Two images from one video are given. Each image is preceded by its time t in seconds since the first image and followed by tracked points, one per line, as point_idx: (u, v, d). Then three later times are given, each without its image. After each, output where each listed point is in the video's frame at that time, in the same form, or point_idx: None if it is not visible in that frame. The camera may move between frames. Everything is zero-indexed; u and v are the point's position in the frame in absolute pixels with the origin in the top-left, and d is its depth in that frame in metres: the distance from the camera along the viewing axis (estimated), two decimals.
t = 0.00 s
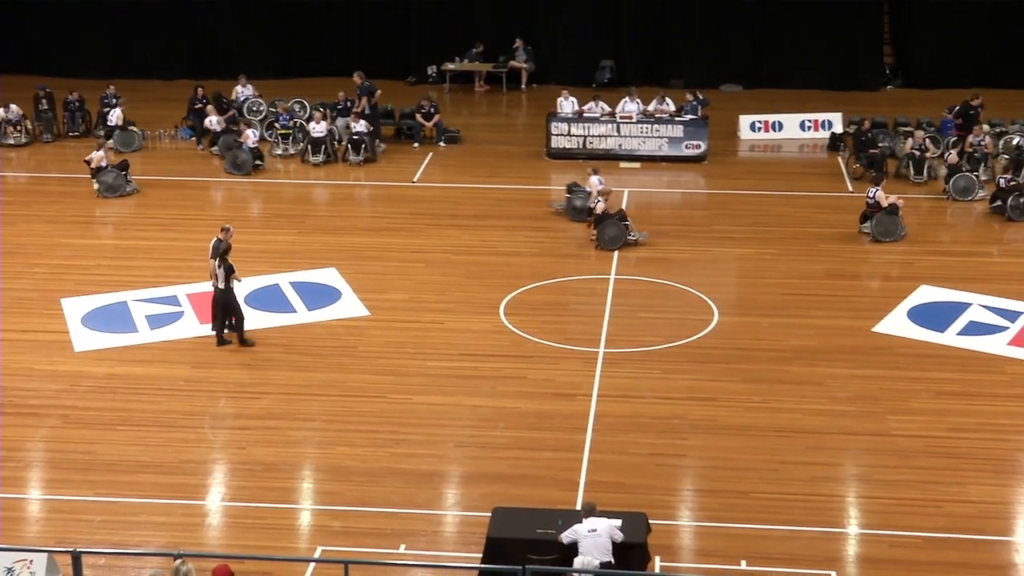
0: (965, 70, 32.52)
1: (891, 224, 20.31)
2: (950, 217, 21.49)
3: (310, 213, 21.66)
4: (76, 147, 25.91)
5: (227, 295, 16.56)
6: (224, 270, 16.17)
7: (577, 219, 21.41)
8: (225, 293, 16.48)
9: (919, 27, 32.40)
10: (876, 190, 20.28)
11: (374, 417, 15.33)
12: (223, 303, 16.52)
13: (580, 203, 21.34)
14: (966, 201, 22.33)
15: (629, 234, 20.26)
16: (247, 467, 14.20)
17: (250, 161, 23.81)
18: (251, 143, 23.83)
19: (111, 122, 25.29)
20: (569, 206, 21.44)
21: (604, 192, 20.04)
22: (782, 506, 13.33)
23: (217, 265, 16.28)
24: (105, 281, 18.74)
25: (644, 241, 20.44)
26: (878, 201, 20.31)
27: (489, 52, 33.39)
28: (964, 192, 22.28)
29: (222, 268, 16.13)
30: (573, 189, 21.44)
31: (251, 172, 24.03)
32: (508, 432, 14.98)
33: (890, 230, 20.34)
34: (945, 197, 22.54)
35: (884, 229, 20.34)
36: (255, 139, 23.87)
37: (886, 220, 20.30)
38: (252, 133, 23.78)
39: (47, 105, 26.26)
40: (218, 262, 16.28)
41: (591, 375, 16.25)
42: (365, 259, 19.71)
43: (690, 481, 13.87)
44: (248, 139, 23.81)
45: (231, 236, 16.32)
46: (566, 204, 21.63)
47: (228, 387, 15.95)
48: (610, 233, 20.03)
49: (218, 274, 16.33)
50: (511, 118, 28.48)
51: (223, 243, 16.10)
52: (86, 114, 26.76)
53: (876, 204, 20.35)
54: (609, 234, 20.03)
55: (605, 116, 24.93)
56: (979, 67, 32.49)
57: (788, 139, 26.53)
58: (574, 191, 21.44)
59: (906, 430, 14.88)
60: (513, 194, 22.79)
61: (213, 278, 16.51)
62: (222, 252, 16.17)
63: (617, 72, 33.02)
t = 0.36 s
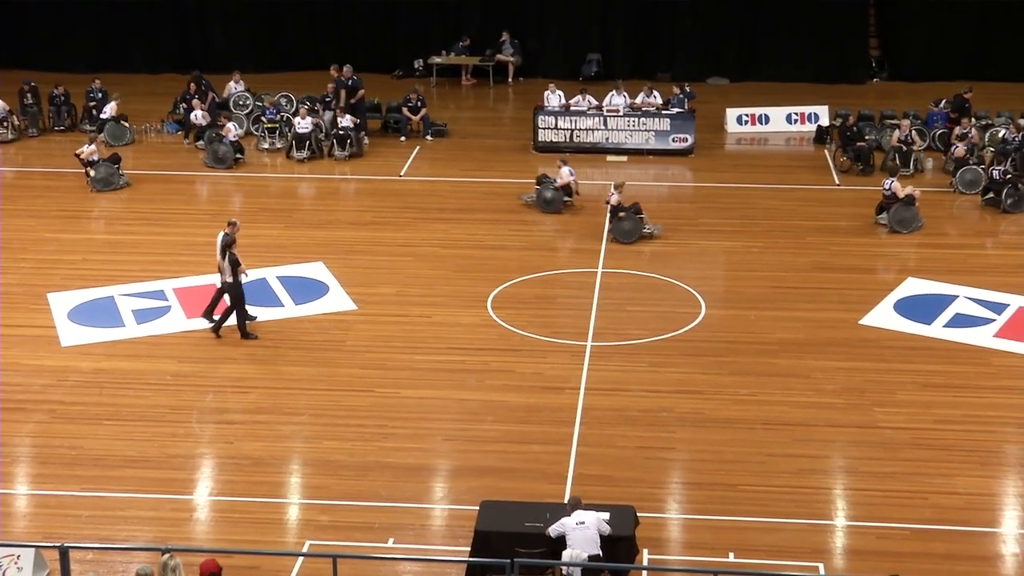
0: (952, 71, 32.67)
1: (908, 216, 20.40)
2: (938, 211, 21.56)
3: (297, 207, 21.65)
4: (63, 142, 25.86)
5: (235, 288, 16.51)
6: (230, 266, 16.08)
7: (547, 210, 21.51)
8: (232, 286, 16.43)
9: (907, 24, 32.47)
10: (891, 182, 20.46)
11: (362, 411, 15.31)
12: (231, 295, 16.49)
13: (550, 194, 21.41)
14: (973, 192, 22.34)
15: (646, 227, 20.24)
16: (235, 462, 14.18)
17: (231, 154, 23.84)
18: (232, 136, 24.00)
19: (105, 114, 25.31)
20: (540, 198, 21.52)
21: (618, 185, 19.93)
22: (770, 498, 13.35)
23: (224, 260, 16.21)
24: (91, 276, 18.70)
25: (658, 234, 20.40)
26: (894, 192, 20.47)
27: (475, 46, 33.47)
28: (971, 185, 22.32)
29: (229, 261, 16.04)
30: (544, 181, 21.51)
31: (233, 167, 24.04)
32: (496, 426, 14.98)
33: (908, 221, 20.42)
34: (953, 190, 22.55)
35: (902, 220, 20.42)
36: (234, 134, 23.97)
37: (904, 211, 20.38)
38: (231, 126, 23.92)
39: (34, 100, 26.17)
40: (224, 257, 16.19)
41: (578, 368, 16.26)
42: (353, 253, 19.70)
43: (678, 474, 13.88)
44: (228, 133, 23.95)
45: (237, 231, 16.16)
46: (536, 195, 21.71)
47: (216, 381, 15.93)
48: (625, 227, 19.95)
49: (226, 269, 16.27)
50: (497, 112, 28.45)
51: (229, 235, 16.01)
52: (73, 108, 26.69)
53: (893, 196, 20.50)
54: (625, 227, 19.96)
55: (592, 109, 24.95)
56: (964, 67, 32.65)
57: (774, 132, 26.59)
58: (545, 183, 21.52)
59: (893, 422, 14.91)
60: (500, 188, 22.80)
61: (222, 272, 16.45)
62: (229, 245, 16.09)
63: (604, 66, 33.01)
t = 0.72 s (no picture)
0: (940, 68, 33.07)
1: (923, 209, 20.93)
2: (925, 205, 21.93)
3: (296, 203, 21.99)
4: (64, 139, 26.17)
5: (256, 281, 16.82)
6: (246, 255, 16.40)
7: (525, 205, 21.92)
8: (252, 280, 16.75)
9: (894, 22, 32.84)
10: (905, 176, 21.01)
11: (360, 403, 15.67)
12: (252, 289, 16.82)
13: (528, 189, 21.81)
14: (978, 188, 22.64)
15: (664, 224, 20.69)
16: (237, 453, 14.53)
17: (226, 151, 24.20)
18: (227, 133, 24.34)
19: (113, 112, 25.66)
20: (517, 193, 21.93)
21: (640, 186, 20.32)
22: (758, 488, 13.71)
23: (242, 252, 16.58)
24: (94, 271, 19.04)
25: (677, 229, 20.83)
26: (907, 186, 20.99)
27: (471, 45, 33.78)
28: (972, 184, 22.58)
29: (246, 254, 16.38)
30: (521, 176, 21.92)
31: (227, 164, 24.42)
32: (491, 417, 15.34)
33: (923, 214, 20.94)
34: (952, 187, 22.81)
35: (918, 213, 20.92)
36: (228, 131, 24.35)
37: (919, 205, 20.89)
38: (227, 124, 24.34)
39: (37, 98, 26.47)
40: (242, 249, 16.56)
41: (572, 361, 16.62)
42: (351, 248, 20.06)
43: (669, 464, 14.24)
44: (224, 130, 24.33)
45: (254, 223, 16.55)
46: (514, 190, 22.11)
47: (217, 374, 16.29)
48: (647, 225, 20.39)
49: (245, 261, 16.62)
50: (493, 110, 28.81)
51: (247, 228, 16.41)
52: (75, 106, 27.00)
53: (906, 190, 21.00)
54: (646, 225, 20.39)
55: (585, 107, 25.32)
56: (951, 62, 33.05)
57: (764, 130, 26.95)
58: (522, 178, 21.93)
59: (879, 413, 15.28)
60: (496, 184, 23.17)
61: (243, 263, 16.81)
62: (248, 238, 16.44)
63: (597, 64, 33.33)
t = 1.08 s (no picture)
0: (935, 67, 33.16)
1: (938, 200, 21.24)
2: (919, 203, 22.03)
3: (293, 201, 22.02)
4: (62, 138, 26.17)
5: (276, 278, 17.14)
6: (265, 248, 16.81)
7: (507, 201, 22.08)
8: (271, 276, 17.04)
9: (887, 22, 32.93)
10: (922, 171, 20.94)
11: (358, 401, 15.68)
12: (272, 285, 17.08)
13: (510, 185, 21.96)
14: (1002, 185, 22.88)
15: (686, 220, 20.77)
16: (234, 451, 14.54)
17: (218, 149, 24.26)
18: (218, 131, 24.33)
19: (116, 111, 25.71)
20: (500, 188, 22.06)
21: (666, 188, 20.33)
22: (756, 485, 13.74)
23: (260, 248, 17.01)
24: (91, 269, 19.07)
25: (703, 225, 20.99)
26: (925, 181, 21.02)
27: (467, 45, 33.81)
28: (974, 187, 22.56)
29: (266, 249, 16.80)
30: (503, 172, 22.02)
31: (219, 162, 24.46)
32: (489, 415, 15.36)
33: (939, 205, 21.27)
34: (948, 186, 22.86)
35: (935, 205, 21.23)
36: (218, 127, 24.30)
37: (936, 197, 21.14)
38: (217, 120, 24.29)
39: (35, 97, 26.49)
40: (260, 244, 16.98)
41: (569, 359, 16.65)
42: (349, 246, 20.09)
43: (667, 462, 14.27)
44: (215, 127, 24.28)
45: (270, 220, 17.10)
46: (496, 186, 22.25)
47: (215, 372, 16.30)
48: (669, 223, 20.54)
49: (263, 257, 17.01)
50: (490, 108, 28.86)
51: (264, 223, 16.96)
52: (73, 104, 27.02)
53: (924, 185, 21.06)
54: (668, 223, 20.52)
55: (582, 106, 25.36)
56: (945, 61, 33.15)
57: (760, 129, 27.00)
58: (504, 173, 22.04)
59: (876, 411, 15.31)
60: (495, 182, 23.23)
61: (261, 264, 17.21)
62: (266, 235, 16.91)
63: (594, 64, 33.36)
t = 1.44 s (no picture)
0: (926, 63, 33.19)
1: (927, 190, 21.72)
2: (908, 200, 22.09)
3: (284, 199, 22.01)
4: (53, 137, 26.10)
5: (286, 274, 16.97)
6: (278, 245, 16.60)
7: (482, 197, 22.16)
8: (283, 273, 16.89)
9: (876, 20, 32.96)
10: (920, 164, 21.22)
11: (349, 400, 15.67)
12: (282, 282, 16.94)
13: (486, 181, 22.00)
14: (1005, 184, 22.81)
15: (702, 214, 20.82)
16: (225, 449, 14.52)
17: (201, 149, 24.29)
18: (201, 130, 24.36)
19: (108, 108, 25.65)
20: (476, 185, 22.11)
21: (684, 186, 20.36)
22: (747, 483, 13.75)
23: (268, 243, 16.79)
24: (81, 268, 19.03)
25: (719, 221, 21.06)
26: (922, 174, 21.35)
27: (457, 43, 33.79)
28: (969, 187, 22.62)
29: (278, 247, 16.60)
30: (478, 168, 22.06)
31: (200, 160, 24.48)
32: (480, 413, 15.35)
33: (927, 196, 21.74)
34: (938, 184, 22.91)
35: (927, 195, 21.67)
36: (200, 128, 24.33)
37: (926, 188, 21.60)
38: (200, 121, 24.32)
39: (25, 96, 26.41)
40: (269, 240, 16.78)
41: (560, 356, 16.65)
42: (340, 244, 20.08)
43: (658, 459, 14.28)
44: (196, 127, 24.28)
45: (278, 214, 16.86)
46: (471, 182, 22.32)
47: (206, 371, 16.29)
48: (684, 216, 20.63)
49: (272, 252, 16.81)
50: (481, 106, 28.85)
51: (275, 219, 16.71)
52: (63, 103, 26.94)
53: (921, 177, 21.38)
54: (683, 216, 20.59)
55: (572, 104, 25.36)
56: (934, 58, 33.17)
57: (750, 126, 27.03)
58: (479, 169, 22.08)
59: (867, 408, 15.34)
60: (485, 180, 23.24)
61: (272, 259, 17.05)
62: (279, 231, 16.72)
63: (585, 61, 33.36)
